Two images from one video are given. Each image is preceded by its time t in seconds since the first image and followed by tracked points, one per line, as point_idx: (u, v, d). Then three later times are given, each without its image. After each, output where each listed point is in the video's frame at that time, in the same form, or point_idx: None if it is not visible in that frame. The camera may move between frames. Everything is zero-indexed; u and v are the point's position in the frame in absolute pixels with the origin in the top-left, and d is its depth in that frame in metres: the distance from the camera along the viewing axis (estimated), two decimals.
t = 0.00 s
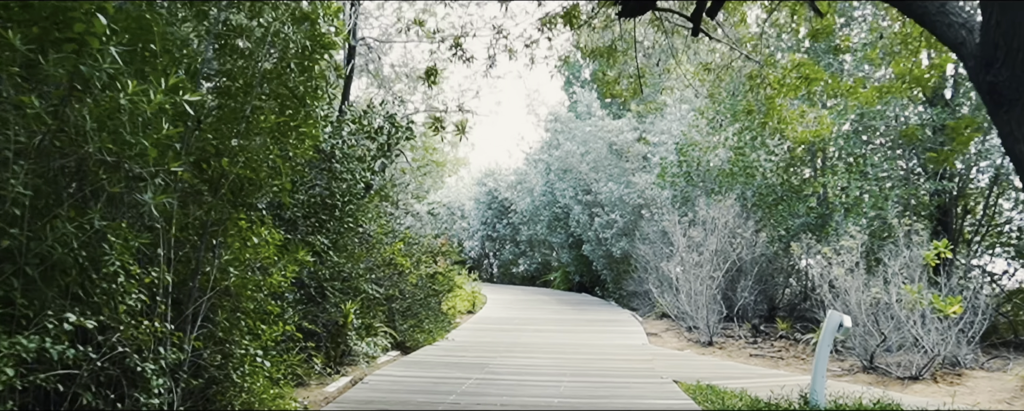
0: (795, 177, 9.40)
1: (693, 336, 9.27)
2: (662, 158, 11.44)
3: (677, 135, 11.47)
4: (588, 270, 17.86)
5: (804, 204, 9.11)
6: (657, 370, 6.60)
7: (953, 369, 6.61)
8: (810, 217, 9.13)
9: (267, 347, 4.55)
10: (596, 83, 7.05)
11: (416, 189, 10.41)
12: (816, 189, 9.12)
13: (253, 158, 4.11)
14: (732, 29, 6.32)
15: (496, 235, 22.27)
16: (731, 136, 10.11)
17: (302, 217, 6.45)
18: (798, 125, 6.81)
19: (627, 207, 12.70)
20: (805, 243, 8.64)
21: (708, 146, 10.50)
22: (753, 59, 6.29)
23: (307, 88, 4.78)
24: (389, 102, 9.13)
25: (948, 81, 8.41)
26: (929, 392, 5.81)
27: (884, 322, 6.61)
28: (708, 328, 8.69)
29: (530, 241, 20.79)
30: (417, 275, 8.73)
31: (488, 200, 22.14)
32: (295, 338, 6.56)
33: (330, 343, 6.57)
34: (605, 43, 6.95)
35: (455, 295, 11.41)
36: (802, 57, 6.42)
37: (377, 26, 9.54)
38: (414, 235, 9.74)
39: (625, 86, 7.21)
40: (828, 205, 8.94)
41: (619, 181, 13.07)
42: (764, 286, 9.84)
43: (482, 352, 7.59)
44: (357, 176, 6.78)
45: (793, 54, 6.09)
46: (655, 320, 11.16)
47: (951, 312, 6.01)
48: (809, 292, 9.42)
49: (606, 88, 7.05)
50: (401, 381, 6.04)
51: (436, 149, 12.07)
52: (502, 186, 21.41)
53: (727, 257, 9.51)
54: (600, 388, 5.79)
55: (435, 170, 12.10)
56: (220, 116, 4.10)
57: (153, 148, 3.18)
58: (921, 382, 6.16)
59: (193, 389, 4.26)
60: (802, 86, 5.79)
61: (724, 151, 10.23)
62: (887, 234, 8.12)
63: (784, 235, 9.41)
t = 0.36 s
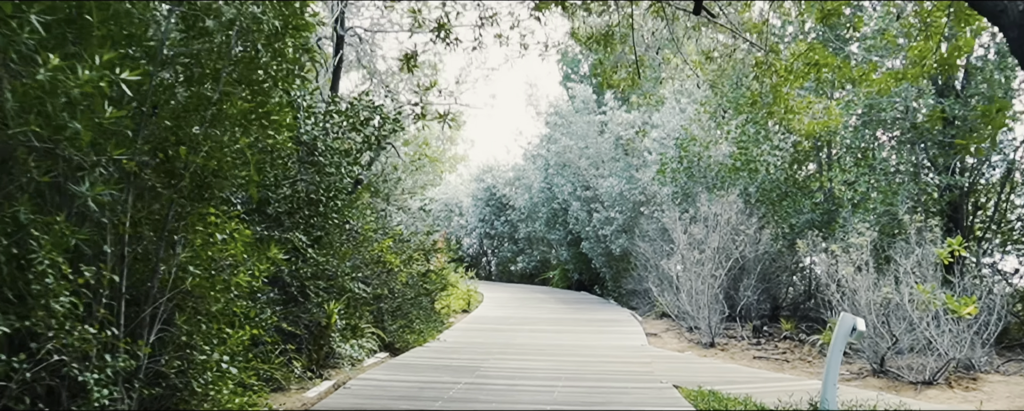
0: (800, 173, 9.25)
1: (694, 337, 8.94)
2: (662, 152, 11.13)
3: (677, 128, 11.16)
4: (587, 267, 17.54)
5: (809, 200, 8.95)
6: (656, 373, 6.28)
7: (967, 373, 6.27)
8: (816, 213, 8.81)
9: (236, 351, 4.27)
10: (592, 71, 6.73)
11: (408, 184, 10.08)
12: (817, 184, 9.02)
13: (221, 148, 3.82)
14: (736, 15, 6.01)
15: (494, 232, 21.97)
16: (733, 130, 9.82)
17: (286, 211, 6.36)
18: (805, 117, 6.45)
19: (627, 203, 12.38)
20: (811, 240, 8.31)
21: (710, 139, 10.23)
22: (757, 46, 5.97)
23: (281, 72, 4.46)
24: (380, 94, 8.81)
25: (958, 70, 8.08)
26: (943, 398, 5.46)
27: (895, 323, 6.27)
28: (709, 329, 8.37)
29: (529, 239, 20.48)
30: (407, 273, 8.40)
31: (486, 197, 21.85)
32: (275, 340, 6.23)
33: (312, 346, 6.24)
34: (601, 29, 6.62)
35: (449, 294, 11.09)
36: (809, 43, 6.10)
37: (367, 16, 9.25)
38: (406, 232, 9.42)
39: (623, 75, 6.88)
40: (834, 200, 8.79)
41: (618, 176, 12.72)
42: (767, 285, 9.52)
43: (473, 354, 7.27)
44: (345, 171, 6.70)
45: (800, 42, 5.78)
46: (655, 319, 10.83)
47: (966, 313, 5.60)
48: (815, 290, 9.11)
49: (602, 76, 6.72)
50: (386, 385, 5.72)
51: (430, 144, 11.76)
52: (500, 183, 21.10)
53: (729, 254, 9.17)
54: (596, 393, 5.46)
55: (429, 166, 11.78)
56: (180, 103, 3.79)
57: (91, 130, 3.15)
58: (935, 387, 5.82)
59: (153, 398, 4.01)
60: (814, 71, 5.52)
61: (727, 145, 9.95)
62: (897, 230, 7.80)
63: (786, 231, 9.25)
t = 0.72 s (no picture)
0: (807, 163, 8.87)
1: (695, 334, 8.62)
2: (662, 143, 10.82)
3: (679, 117, 10.86)
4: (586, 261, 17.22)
5: (815, 191, 8.55)
6: (655, 372, 5.96)
7: (983, 373, 5.94)
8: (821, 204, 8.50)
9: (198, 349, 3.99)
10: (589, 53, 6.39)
11: (400, 175, 9.76)
12: (825, 173, 8.68)
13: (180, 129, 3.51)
14: None
15: (492, 226, 21.67)
16: (735, 119, 9.52)
17: (269, 201, 6.10)
18: (812, 101, 6.12)
19: (627, 194, 12.03)
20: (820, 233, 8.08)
21: (712, 130, 9.94)
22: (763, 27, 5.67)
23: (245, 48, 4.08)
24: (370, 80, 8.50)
25: (970, 56, 7.75)
26: (960, 400, 5.12)
27: (909, 320, 5.94)
28: (713, 326, 8.03)
29: (527, 232, 20.17)
30: (396, 267, 8.06)
31: (484, 190, 21.54)
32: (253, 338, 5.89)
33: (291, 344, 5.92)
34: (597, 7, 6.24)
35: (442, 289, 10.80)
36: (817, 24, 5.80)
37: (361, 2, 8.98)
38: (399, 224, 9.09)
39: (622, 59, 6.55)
40: (841, 191, 8.31)
41: (618, 168, 12.37)
42: (772, 279, 9.21)
43: (464, 352, 6.94)
44: (332, 160, 6.42)
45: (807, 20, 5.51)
46: (655, 315, 10.51)
47: (983, 310, 5.33)
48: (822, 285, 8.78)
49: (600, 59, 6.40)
50: (368, 385, 5.40)
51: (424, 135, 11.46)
52: (498, 175, 20.78)
53: (732, 248, 8.83)
54: (591, 393, 5.14)
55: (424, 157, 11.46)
56: (138, 79, 3.50)
57: (9, 114, 3.00)
58: (950, 387, 5.49)
59: (109, 402, 3.73)
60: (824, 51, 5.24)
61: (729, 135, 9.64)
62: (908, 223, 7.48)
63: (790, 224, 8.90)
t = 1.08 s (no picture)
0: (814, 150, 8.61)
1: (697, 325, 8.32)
2: (664, 128, 10.50)
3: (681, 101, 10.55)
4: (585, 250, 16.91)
5: (822, 177, 8.27)
6: (656, 368, 5.65)
7: (1003, 368, 5.63)
8: (829, 191, 8.19)
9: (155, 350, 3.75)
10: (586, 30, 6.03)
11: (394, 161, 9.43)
12: (832, 160, 8.40)
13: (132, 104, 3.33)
14: None
15: (489, 214, 21.36)
16: (740, 103, 9.24)
17: (252, 187, 5.77)
18: (824, 81, 5.86)
19: (627, 181, 11.70)
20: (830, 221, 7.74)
21: (715, 114, 9.67)
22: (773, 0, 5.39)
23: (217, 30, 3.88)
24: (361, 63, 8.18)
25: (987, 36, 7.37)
26: (981, 398, 4.80)
27: (925, 313, 5.63)
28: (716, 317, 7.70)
29: (525, 221, 19.85)
30: (385, 257, 7.74)
31: (481, 178, 21.19)
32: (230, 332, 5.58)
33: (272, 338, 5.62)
34: None
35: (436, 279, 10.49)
36: None
37: None
38: (391, 212, 8.77)
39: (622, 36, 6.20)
40: (849, 178, 8.05)
41: (618, 155, 12.02)
42: (776, 269, 8.91)
43: (456, 345, 6.62)
44: (317, 144, 6.09)
45: None
46: (656, 305, 10.20)
47: (1002, 301, 4.99)
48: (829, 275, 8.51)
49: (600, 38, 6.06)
50: (351, 382, 5.07)
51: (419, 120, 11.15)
52: (496, 163, 20.44)
53: (736, 236, 8.50)
54: (588, 392, 4.81)
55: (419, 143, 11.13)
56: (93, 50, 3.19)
57: None
58: (969, 384, 5.18)
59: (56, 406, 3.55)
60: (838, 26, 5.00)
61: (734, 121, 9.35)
62: (921, 210, 7.15)
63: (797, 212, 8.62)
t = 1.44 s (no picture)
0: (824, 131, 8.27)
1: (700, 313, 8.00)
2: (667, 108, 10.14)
3: (686, 80, 10.18)
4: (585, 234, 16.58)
5: (832, 159, 7.93)
6: (659, 360, 5.33)
7: None
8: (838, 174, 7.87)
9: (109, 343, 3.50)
10: None
11: (386, 142, 9.07)
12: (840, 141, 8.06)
13: (76, 77, 3.05)
14: None
15: (487, 197, 21.02)
16: (746, 82, 8.89)
17: (230, 169, 5.41)
18: (842, 55, 5.64)
19: (630, 163, 11.34)
20: (840, 206, 7.39)
21: (720, 93, 9.30)
22: None
23: None
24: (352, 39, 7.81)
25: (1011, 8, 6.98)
26: (1008, 394, 4.49)
27: (947, 302, 5.30)
28: (721, 305, 7.36)
29: (524, 204, 19.51)
30: (375, 241, 7.40)
31: (479, 161, 20.82)
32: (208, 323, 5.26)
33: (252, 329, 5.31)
34: None
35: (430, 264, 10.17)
36: None
37: None
38: (383, 194, 8.43)
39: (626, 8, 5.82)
40: (860, 160, 7.73)
41: (618, 136, 11.67)
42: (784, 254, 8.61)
43: (449, 335, 6.30)
44: (299, 123, 5.73)
45: None
46: (658, 291, 9.88)
47: None
48: (837, 260, 8.23)
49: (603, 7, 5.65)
50: (335, 377, 4.75)
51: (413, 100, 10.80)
52: (493, 145, 20.02)
53: (742, 221, 8.15)
54: (588, 387, 4.48)
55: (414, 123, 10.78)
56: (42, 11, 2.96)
57: None
58: (995, 378, 4.87)
59: None
60: None
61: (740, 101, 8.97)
62: (938, 192, 6.81)
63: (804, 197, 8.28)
